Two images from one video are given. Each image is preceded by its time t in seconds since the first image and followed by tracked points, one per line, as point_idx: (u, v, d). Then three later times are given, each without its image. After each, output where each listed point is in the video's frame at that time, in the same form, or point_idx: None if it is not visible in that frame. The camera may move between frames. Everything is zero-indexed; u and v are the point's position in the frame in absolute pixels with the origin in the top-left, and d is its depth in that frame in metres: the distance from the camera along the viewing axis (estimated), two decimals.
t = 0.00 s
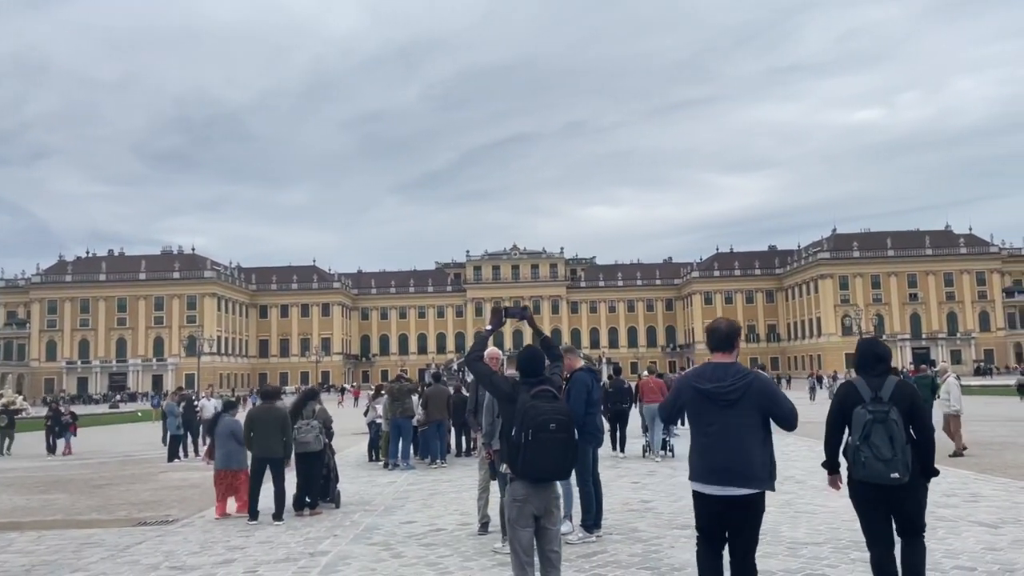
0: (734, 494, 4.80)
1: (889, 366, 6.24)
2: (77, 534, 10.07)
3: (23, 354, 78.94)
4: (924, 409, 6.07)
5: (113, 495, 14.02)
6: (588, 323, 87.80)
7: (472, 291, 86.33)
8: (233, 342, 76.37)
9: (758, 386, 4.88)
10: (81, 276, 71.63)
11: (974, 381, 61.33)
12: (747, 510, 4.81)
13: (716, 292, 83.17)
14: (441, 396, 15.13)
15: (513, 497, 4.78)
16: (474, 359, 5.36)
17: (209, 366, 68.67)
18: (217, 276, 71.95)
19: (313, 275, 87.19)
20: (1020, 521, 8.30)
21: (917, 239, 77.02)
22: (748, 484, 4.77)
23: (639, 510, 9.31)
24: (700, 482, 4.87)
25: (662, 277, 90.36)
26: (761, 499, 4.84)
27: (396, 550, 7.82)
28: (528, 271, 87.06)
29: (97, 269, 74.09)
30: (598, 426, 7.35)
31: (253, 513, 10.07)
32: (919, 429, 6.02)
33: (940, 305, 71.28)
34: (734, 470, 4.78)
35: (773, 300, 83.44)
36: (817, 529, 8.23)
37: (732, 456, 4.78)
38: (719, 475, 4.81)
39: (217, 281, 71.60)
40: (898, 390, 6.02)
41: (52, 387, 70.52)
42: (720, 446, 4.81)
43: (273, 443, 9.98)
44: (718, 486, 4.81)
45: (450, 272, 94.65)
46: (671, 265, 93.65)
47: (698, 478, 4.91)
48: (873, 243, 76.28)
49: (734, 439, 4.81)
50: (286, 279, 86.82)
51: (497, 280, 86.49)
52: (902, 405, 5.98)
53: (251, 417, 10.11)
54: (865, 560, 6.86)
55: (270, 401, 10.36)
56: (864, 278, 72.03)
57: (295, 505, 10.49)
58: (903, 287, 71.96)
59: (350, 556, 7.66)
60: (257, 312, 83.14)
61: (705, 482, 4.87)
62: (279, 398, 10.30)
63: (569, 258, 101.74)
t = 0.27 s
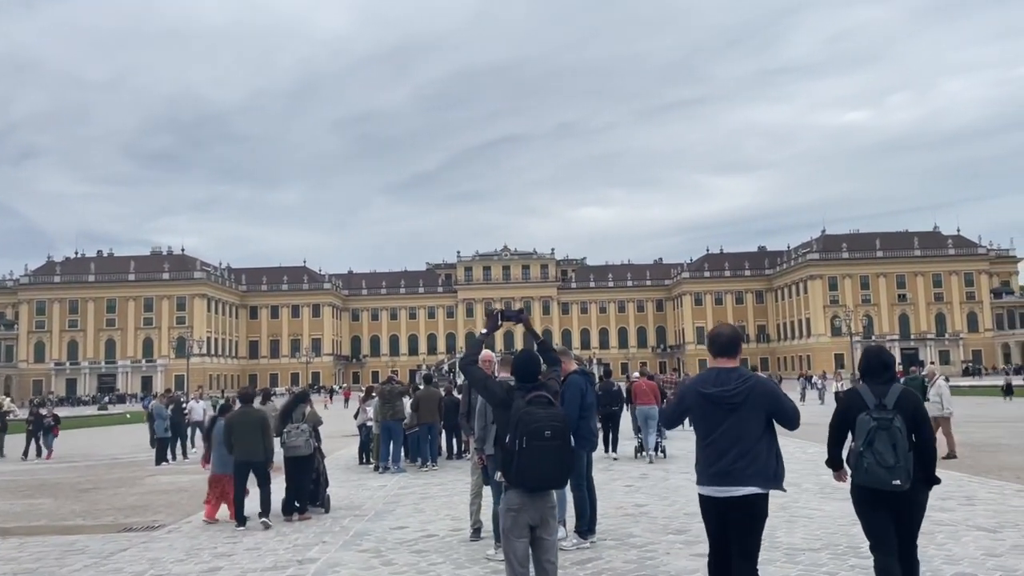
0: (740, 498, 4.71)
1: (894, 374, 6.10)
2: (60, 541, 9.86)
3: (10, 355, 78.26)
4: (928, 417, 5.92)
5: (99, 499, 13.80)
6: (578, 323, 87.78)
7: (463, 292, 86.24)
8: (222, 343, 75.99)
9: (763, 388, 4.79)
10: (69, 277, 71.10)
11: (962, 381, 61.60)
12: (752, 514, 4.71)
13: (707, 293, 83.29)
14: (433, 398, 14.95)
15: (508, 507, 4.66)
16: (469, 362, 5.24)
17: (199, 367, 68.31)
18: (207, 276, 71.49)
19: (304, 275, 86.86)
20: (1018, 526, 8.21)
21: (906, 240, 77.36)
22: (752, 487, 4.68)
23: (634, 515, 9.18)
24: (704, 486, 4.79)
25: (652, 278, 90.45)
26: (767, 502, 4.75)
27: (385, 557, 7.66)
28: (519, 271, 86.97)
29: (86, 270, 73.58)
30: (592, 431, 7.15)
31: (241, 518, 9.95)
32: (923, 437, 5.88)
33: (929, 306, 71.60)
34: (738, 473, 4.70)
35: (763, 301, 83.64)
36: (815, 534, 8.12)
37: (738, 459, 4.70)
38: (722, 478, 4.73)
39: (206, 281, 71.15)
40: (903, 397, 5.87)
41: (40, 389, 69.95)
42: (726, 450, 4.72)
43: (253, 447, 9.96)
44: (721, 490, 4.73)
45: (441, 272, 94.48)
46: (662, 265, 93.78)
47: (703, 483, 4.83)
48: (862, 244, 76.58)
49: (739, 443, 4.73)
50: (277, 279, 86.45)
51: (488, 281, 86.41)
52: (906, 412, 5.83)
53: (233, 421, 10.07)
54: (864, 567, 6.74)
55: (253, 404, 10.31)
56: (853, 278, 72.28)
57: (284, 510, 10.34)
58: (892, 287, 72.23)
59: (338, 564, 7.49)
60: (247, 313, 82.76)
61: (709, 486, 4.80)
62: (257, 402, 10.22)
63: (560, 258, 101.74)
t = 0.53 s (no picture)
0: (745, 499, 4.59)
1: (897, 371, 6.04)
2: (43, 547, 9.64)
3: None
4: (934, 415, 5.89)
5: (84, 504, 13.57)
6: (569, 325, 87.69)
7: (453, 294, 86.02)
8: (211, 345, 75.50)
9: (760, 387, 4.67)
10: (56, 278, 70.46)
11: (951, 382, 61.74)
12: (755, 515, 4.61)
13: (697, 294, 83.34)
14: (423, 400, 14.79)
15: (503, 513, 4.51)
16: (464, 364, 5.08)
17: (187, 369, 67.83)
18: (196, 278, 70.94)
19: (293, 277, 86.43)
20: (1016, 529, 8.13)
21: (895, 242, 77.65)
22: (755, 486, 4.58)
23: (628, 518, 9.05)
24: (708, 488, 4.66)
25: (642, 279, 90.49)
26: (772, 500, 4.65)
27: (376, 563, 7.49)
28: (509, 273, 86.79)
29: (73, 272, 72.96)
30: (587, 434, 7.04)
31: (228, 523, 9.77)
32: (930, 436, 5.83)
33: (918, 308, 71.87)
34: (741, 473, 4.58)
35: (753, 302, 83.79)
36: (812, 537, 8.01)
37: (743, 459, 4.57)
38: (724, 480, 4.62)
39: (195, 283, 70.58)
40: (909, 395, 5.82)
41: (27, 391, 69.29)
42: (726, 452, 4.60)
43: (239, 450, 9.80)
44: (724, 491, 4.61)
45: (431, 273, 94.25)
46: (652, 266, 93.84)
47: (706, 484, 4.69)
48: (852, 245, 76.82)
49: (739, 443, 4.60)
50: (266, 281, 85.97)
51: (479, 283, 86.26)
52: (914, 411, 5.78)
53: (218, 424, 9.91)
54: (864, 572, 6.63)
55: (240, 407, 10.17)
56: (843, 280, 72.47)
57: (273, 514, 10.15)
58: (882, 289, 72.44)
59: (327, 570, 7.33)
60: (235, 315, 82.26)
61: (713, 488, 4.67)
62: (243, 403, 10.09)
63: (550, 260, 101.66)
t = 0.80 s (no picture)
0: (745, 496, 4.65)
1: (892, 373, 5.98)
2: (26, 554, 9.43)
3: None
4: (930, 415, 5.84)
5: (69, 509, 13.33)
6: (558, 328, 87.63)
7: (442, 297, 85.83)
8: (198, 349, 74.99)
9: (763, 386, 4.71)
10: (41, 282, 69.80)
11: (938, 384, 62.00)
12: (756, 511, 4.67)
13: (686, 297, 83.46)
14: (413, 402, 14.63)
15: (501, 517, 4.40)
16: (462, 364, 4.99)
17: (173, 373, 67.32)
18: (183, 281, 70.44)
19: (281, 280, 86.01)
20: (1014, 530, 8.08)
21: (882, 245, 78.05)
22: (757, 483, 4.63)
23: (623, 521, 8.93)
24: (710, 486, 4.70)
25: (631, 283, 90.57)
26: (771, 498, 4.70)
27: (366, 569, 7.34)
28: (499, 276, 86.64)
29: (58, 275, 72.33)
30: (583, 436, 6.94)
31: (216, 529, 9.61)
32: (929, 434, 5.75)
33: (905, 310, 72.18)
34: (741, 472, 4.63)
35: (741, 305, 84.00)
36: (809, 539, 7.93)
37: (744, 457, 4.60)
38: (727, 475, 4.65)
39: (182, 286, 70.07)
40: (907, 393, 5.75)
41: (11, 396, 68.56)
42: (729, 448, 4.63)
43: (227, 454, 9.65)
44: (726, 487, 4.66)
45: (420, 276, 94.01)
46: (641, 269, 93.96)
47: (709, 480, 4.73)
48: (839, 249, 77.15)
49: (742, 441, 4.64)
50: (253, 284, 85.52)
51: (468, 286, 86.06)
52: (913, 408, 5.71)
53: (204, 428, 9.75)
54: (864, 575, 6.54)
55: (230, 410, 10.01)
56: (830, 283, 72.72)
57: (262, 519, 9.99)
58: (869, 292, 72.75)
59: None
60: (223, 318, 81.75)
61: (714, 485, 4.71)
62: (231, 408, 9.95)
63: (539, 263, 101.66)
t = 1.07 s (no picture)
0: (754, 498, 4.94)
1: (890, 374, 5.97)
2: (11, 560, 9.23)
3: None
4: (926, 416, 5.83)
5: (54, 514, 13.09)
6: (548, 330, 87.53)
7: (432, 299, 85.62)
8: (186, 351, 74.49)
9: (778, 396, 5.04)
10: (27, 284, 69.20)
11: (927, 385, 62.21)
12: (765, 511, 4.99)
13: (676, 299, 83.51)
14: (406, 404, 14.48)
15: (506, 522, 4.27)
16: (465, 365, 4.85)
17: (161, 376, 66.81)
18: (170, 283, 69.93)
19: (269, 282, 85.62)
20: (1016, 532, 7.99)
21: (871, 247, 78.36)
22: (768, 486, 4.94)
23: (621, 524, 8.79)
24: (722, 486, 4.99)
25: (621, 284, 90.59)
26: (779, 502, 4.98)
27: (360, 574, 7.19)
28: (489, 278, 86.42)
29: (44, 277, 71.74)
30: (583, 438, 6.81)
31: (206, 535, 9.43)
32: (924, 436, 5.75)
33: (894, 312, 72.44)
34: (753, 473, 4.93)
35: (731, 307, 84.14)
36: (811, 543, 7.81)
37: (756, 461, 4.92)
38: (740, 477, 4.95)
39: (170, 289, 69.59)
40: (903, 396, 5.73)
41: None
42: (744, 450, 4.94)
43: (219, 457, 9.45)
44: (739, 487, 4.95)
45: (410, 278, 93.75)
46: (631, 271, 93.99)
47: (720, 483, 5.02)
48: (828, 250, 77.42)
49: (756, 445, 4.95)
50: (242, 286, 85.07)
51: (458, 288, 85.88)
52: (909, 411, 5.70)
53: (194, 431, 9.57)
54: None
55: (221, 413, 9.82)
56: (819, 284, 72.95)
57: (253, 524, 9.81)
58: (858, 293, 72.96)
59: None
60: (211, 320, 81.31)
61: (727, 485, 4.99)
62: (222, 411, 9.76)
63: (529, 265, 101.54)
